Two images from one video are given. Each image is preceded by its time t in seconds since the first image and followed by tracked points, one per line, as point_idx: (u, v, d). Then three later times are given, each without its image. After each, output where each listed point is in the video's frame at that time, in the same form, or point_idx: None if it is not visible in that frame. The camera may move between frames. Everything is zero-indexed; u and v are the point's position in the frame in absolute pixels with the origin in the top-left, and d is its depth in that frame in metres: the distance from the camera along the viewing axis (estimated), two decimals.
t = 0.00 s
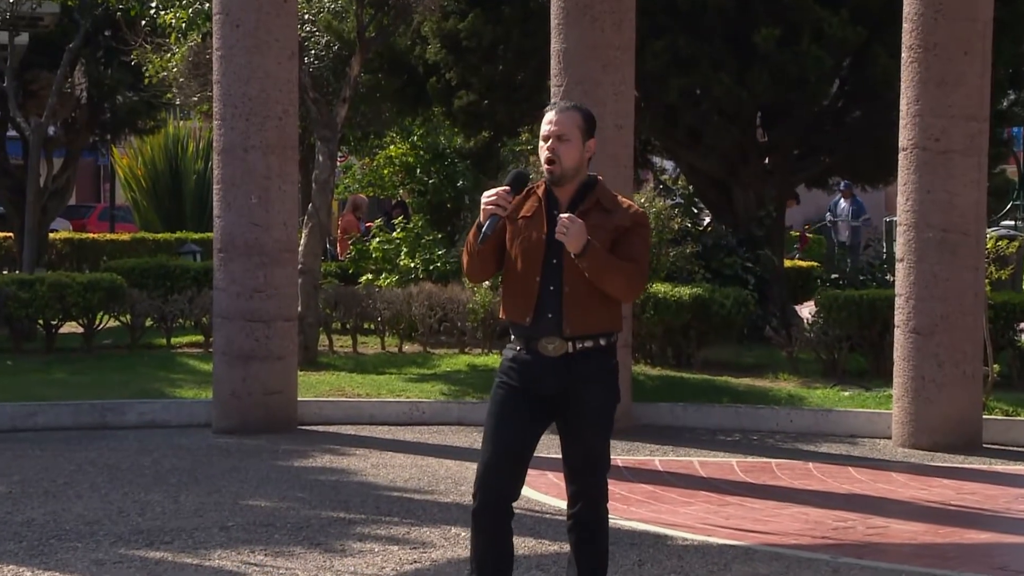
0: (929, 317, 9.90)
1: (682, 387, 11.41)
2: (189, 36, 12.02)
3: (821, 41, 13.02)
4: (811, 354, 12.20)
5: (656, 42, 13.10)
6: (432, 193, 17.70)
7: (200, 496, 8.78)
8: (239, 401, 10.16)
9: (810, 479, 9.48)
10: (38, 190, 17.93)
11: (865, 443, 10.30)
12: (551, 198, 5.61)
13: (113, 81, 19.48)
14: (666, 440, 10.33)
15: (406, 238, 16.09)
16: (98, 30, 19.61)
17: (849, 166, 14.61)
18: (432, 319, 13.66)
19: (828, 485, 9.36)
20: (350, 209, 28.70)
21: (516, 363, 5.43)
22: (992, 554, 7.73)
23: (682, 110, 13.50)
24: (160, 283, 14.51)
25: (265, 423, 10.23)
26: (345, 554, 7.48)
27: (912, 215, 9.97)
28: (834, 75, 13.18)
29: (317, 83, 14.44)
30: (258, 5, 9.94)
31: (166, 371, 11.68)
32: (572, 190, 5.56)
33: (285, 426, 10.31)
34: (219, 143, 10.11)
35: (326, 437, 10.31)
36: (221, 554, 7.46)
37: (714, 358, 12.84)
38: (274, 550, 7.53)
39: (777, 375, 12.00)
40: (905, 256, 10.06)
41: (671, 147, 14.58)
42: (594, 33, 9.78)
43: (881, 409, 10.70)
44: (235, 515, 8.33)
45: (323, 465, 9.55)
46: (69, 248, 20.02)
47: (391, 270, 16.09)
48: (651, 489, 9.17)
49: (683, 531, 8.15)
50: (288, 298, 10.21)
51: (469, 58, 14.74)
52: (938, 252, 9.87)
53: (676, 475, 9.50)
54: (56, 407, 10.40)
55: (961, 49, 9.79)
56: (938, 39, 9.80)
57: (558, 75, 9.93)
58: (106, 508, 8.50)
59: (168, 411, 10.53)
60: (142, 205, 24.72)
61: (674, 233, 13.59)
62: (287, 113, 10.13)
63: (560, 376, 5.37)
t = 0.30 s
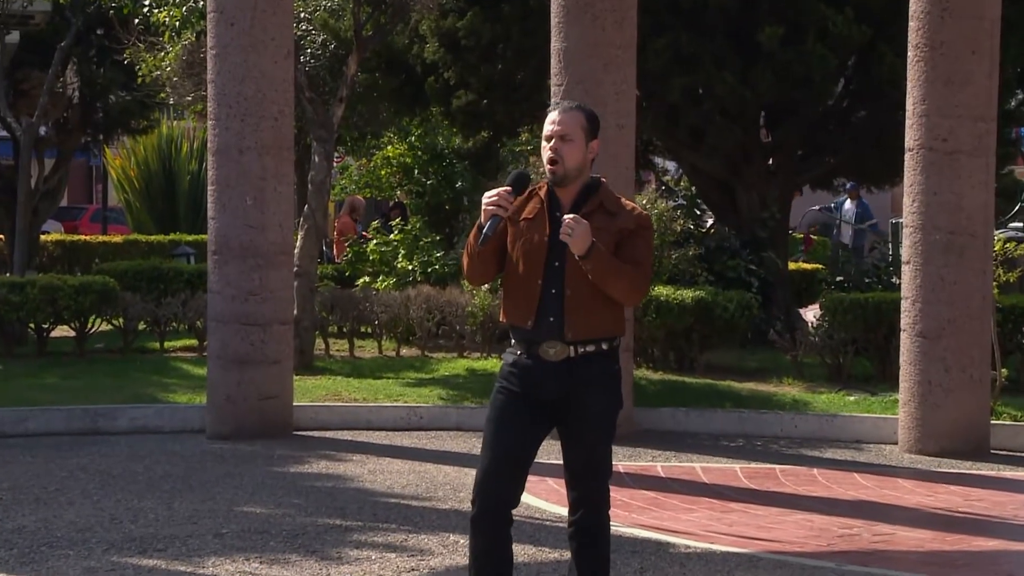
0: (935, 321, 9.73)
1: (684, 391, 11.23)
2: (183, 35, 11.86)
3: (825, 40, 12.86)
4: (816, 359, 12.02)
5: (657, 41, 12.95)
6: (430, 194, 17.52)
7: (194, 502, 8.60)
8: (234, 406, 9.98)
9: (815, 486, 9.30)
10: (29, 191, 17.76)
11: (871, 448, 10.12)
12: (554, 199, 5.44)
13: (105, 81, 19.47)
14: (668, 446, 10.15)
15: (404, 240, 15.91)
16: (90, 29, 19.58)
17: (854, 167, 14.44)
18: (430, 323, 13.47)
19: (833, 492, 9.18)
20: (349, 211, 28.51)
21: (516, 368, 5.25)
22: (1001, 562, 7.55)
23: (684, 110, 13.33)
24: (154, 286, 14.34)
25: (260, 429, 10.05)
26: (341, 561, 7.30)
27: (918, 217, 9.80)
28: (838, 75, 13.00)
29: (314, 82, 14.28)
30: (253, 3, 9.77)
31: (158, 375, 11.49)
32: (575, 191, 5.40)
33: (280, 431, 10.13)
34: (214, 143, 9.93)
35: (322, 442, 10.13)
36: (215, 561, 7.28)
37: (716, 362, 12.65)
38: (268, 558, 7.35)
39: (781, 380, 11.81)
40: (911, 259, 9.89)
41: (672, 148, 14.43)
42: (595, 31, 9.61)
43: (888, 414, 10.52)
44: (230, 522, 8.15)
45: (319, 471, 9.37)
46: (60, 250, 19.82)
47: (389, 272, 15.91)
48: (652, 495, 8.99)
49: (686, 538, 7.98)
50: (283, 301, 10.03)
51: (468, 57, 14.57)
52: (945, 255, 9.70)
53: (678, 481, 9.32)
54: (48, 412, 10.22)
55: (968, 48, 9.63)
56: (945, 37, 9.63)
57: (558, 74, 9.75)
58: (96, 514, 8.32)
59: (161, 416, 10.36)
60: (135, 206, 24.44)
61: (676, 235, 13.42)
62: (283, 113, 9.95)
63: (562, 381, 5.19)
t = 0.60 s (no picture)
0: (943, 324, 9.55)
1: (687, 396, 11.05)
2: (177, 32, 11.68)
3: (830, 38, 12.69)
4: (822, 362, 11.83)
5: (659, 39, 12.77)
6: (428, 195, 17.35)
7: (188, 509, 8.41)
8: (228, 410, 9.79)
9: (820, 492, 9.11)
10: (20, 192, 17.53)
11: (877, 454, 9.94)
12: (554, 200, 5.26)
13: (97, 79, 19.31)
14: (671, 451, 9.97)
15: (402, 242, 15.71)
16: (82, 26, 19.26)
17: (859, 167, 14.26)
18: (428, 326, 13.28)
19: (838, 498, 8.99)
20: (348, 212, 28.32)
21: (516, 372, 5.08)
22: (1013, 569, 7.36)
23: (686, 109, 13.15)
24: (147, 288, 14.15)
25: (255, 434, 9.86)
26: (337, 569, 7.12)
27: (925, 218, 9.62)
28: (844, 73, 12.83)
29: (310, 80, 14.10)
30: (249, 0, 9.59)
31: (152, 379, 11.31)
32: (576, 192, 5.21)
33: (276, 436, 9.94)
34: (208, 143, 9.75)
35: (318, 447, 9.94)
36: (209, 568, 7.10)
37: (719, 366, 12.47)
38: (263, 565, 7.17)
39: (786, 384, 11.62)
40: (917, 261, 9.71)
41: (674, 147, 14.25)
42: (596, 29, 9.43)
43: (894, 419, 10.34)
44: (224, 529, 7.97)
45: (315, 477, 9.18)
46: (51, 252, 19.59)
47: (386, 274, 15.73)
48: (655, 501, 8.81)
49: (689, 545, 7.79)
50: (279, 304, 9.85)
51: (467, 55, 14.41)
52: (952, 257, 9.52)
53: (681, 487, 9.14)
54: (39, 417, 10.03)
55: (976, 46, 9.45)
56: (953, 35, 9.45)
57: (559, 72, 9.57)
58: (88, 520, 8.14)
59: (154, 421, 10.17)
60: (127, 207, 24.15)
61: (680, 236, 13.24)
62: (278, 112, 9.76)
63: (563, 384, 5.02)
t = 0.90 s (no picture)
0: (951, 327, 9.38)
1: (690, 400, 10.87)
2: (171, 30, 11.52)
3: (835, 37, 12.53)
4: (827, 366, 11.65)
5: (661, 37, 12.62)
6: (427, 196, 17.20)
7: (182, 515, 8.23)
8: (223, 415, 9.62)
9: (826, 498, 8.93)
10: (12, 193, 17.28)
11: (884, 460, 9.77)
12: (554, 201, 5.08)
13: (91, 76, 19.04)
14: (674, 457, 9.79)
15: (400, 244, 15.53)
16: (75, 24, 19.07)
17: (865, 168, 14.10)
18: (427, 329, 13.09)
19: (844, 504, 8.82)
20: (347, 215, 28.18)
21: (514, 375, 4.90)
22: None
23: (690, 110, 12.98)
24: (141, 291, 13.98)
25: (250, 439, 9.68)
26: None
27: (932, 219, 9.44)
28: (848, 73, 12.66)
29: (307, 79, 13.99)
30: None
31: (145, 383, 11.13)
32: (575, 192, 5.03)
33: (271, 441, 9.76)
34: (202, 143, 9.57)
35: (314, 453, 9.77)
36: None
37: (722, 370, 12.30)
38: (257, 572, 6.99)
39: (790, 388, 11.44)
40: (924, 263, 9.53)
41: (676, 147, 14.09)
42: (598, 27, 9.26)
43: (901, 424, 10.15)
44: (218, 535, 7.79)
45: (311, 483, 9.01)
46: (43, 254, 19.32)
47: (384, 276, 15.55)
48: (657, 508, 8.63)
49: (692, 552, 7.62)
50: (275, 307, 9.67)
51: (467, 54, 14.26)
52: (960, 259, 9.35)
53: (684, 493, 8.97)
54: (30, 422, 9.86)
55: (984, 44, 9.28)
56: (961, 33, 9.28)
57: (560, 71, 9.40)
58: (79, 527, 7.97)
59: (148, 426, 10.00)
60: (120, 208, 23.91)
61: (682, 238, 13.09)
62: (274, 111, 9.60)
63: (562, 387, 4.85)
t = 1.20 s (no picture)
0: (959, 332, 9.21)
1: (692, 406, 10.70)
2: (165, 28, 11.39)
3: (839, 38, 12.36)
4: (832, 372, 11.48)
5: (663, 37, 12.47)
6: (425, 198, 17.06)
7: (176, 524, 8.05)
8: (218, 421, 9.44)
9: (832, 506, 8.76)
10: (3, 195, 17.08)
11: (890, 467, 9.59)
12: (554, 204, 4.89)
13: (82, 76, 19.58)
14: (677, 464, 9.62)
15: (398, 247, 15.37)
16: (67, 25, 19.64)
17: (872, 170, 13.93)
18: (425, 334, 12.92)
19: (849, 512, 8.64)
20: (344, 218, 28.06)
21: (514, 382, 4.73)
22: None
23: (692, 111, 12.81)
24: (134, 294, 13.83)
25: (245, 446, 9.50)
26: None
27: (940, 222, 9.26)
28: (853, 74, 12.50)
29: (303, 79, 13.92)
30: None
31: (138, 389, 10.94)
32: (575, 194, 4.85)
33: (266, 448, 9.59)
34: (197, 144, 9.40)
35: (311, 460, 9.59)
36: None
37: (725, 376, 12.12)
38: None
39: (795, 394, 11.27)
40: (932, 267, 9.35)
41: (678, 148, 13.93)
42: (600, 27, 9.08)
43: (908, 430, 9.98)
44: (213, 544, 7.61)
45: (307, 491, 8.83)
46: (34, 256, 19.02)
47: (381, 280, 15.39)
48: (660, 516, 8.45)
49: (695, 561, 7.44)
50: (270, 311, 9.50)
51: (466, 54, 14.12)
52: (969, 263, 9.18)
53: (687, 501, 8.79)
54: (21, 428, 9.68)
55: (992, 44, 9.13)
56: (968, 32, 9.12)
57: (561, 72, 9.22)
58: (72, 535, 7.79)
59: (141, 432, 9.82)
60: (113, 210, 23.39)
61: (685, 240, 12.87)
62: (269, 112, 9.43)
63: (562, 394, 4.68)
